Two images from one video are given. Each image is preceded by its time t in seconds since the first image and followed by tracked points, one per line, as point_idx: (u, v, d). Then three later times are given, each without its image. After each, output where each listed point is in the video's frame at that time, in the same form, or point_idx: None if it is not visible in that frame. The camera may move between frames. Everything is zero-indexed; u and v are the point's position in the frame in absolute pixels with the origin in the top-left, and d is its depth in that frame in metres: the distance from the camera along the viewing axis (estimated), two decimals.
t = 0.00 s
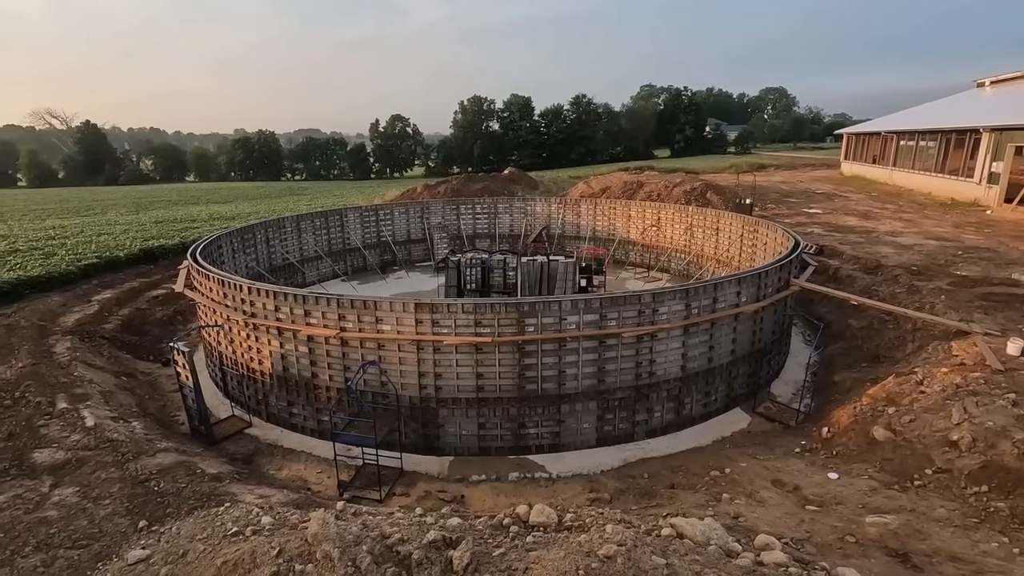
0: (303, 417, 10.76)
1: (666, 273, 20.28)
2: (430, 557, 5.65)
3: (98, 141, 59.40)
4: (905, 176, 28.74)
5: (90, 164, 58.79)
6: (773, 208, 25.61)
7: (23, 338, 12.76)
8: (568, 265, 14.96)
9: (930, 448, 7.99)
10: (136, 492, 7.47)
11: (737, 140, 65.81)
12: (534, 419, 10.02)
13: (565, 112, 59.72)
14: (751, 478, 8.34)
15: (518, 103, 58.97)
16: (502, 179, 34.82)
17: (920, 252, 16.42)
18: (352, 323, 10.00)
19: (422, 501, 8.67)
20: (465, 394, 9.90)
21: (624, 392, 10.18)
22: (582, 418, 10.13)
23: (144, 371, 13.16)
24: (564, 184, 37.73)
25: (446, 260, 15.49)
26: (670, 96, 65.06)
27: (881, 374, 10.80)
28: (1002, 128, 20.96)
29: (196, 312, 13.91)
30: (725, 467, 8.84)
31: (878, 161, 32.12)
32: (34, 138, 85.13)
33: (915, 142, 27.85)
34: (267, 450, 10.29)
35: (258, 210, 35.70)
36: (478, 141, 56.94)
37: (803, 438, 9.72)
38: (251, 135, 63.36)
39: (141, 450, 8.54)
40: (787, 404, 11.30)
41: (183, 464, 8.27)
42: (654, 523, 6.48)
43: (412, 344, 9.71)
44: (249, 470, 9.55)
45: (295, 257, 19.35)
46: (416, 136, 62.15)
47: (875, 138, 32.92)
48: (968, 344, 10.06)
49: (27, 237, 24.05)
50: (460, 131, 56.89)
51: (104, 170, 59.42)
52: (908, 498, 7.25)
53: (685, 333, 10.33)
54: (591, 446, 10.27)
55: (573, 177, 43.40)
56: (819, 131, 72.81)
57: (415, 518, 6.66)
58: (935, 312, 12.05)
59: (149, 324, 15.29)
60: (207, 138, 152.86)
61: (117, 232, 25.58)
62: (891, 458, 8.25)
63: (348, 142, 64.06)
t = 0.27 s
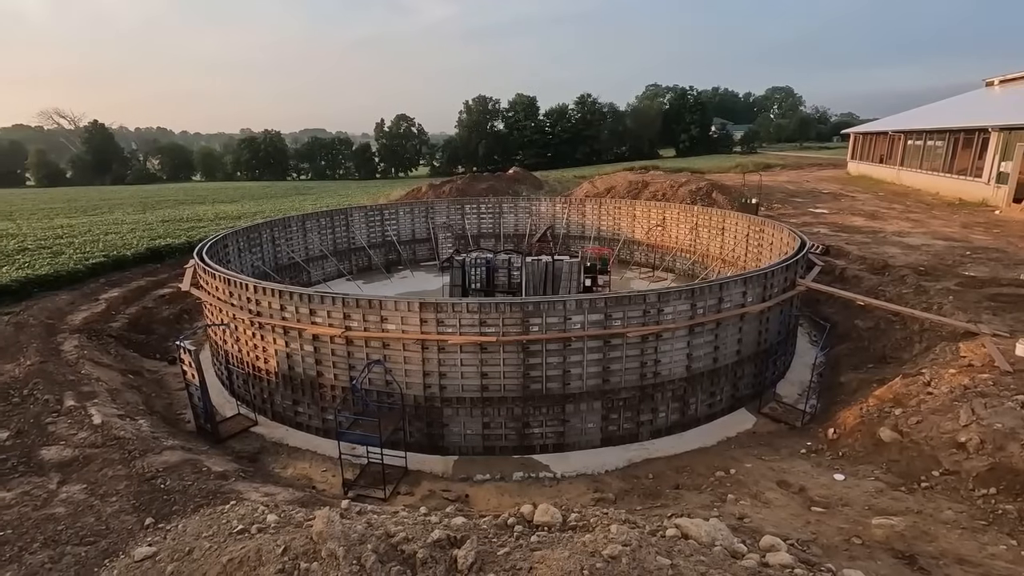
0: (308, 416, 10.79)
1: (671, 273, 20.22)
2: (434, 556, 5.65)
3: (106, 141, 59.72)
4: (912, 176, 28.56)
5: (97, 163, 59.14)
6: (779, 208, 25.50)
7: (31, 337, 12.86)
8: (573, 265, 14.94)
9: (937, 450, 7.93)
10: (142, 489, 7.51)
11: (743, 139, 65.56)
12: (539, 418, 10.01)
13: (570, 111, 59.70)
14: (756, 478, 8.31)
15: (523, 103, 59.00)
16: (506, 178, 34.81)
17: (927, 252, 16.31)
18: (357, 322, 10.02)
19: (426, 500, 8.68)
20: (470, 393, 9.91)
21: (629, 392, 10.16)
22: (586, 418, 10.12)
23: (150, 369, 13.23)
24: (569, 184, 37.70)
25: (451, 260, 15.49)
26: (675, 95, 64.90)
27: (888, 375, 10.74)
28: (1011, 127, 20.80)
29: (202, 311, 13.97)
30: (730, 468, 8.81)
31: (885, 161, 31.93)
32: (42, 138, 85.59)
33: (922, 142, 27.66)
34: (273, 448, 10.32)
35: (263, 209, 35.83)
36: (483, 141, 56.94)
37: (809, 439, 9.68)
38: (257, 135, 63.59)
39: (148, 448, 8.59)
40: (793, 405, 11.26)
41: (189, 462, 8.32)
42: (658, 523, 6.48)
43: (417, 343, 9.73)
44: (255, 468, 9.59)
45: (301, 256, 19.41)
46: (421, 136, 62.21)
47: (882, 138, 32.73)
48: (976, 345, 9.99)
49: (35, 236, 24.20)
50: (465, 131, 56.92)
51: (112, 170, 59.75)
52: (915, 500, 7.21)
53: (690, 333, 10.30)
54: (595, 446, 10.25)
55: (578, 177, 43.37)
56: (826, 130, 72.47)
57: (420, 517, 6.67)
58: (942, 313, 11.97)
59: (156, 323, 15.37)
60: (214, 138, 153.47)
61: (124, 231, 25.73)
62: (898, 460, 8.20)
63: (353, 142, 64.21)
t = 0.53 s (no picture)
0: (312, 414, 10.83)
1: (675, 271, 20.18)
2: (439, 554, 5.66)
3: (112, 139, 59.99)
4: (918, 174, 28.41)
5: (103, 162, 59.41)
6: (784, 206, 25.41)
7: (38, 334, 12.93)
8: (577, 263, 14.93)
9: (943, 449, 7.90)
10: (149, 486, 7.56)
11: (747, 137, 65.35)
12: (543, 417, 10.02)
13: (574, 110, 59.62)
14: (761, 477, 8.30)
15: (527, 101, 58.97)
16: (510, 177, 34.80)
17: (933, 251, 16.23)
18: (361, 320, 10.05)
19: (430, 498, 8.70)
20: (474, 391, 9.92)
21: (632, 391, 10.16)
22: (590, 417, 10.12)
23: (156, 367, 13.29)
24: (572, 182, 37.67)
25: (455, 258, 15.49)
26: (679, 93, 64.72)
27: (893, 374, 10.70)
28: (1018, 125, 20.67)
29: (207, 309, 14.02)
30: (734, 467, 8.80)
31: (891, 159, 31.78)
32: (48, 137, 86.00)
33: (928, 140, 27.52)
34: (277, 446, 10.36)
35: (268, 208, 35.91)
36: (487, 139, 56.91)
37: (814, 438, 9.65)
38: (261, 133, 63.75)
39: (154, 445, 8.64)
40: (797, 404, 11.23)
41: (195, 459, 8.36)
42: (662, 521, 6.48)
43: (421, 342, 9.74)
44: (260, 466, 9.63)
45: (305, 254, 19.45)
46: (425, 134, 62.23)
47: (887, 135, 32.56)
48: (982, 344, 9.94)
49: (42, 234, 24.32)
50: (469, 129, 56.91)
51: (117, 168, 60.01)
52: (920, 499, 7.19)
53: (695, 331, 10.28)
54: (599, 444, 10.25)
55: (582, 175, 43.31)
56: (831, 129, 72.17)
57: (424, 515, 6.69)
58: (948, 312, 11.92)
59: (161, 321, 15.43)
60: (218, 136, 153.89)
61: (129, 229, 25.83)
62: (903, 459, 8.17)
63: (357, 140, 64.30)
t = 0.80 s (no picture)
0: (315, 412, 10.85)
1: (678, 269, 20.15)
2: (443, 551, 5.68)
3: (115, 138, 60.10)
4: (922, 172, 28.32)
5: (106, 160, 59.53)
6: (787, 204, 25.36)
7: (42, 332, 12.98)
8: (579, 261, 14.92)
9: (946, 447, 7.89)
10: (153, 483, 7.59)
11: (750, 135, 65.20)
12: (545, 415, 10.02)
13: (576, 107, 59.54)
14: (764, 475, 8.29)
15: (529, 99, 58.92)
16: (512, 175, 34.79)
17: (937, 249, 16.19)
18: (364, 318, 10.06)
19: (433, 495, 8.72)
20: (476, 389, 9.93)
21: (635, 389, 10.16)
22: (593, 415, 10.12)
23: (159, 364, 13.32)
24: (574, 180, 37.63)
25: (457, 256, 15.49)
26: (682, 90, 64.58)
27: (897, 372, 10.68)
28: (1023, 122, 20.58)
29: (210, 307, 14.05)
30: (737, 465, 8.80)
31: (894, 156, 31.68)
32: (51, 136, 86.18)
33: (932, 137, 27.42)
34: (281, 444, 10.39)
35: (270, 206, 35.96)
36: (489, 137, 56.86)
37: (817, 437, 9.64)
38: (263, 131, 63.80)
39: (158, 443, 8.67)
40: (800, 402, 11.21)
41: (199, 457, 8.38)
42: (666, 519, 6.49)
43: (424, 339, 9.75)
44: (263, 463, 9.66)
45: (308, 252, 19.48)
46: (427, 132, 62.20)
47: (891, 133, 32.45)
48: (986, 342, 9.91)
49: (45, 232, 24.38)
50: (471, 127, 56.89)
51: (120, 166, 60.15)
52: (924, 497, 7.18)
53: (698, 329, 10.27)
54: (601, 442, 10.26)
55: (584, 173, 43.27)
56: (834, 126, 71.98)
57: (428, 512, 6.70)
58: (952, 310, 11.89)
59: (165, 319, 15.47)
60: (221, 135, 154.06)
61: (132, 227, 25.87)
62: (907, 457, 8.16)
63: (359, 138, 64.33)
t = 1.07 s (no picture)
0: (319, 410, 10.87)
1: (681, 268, 20.13)
2: (447, 550, 5.69)
3: (119, 136, 60.25)
4: (926, 170, 28.21)
5: (110, 159, 59.68)
6: (790, 203, 25.29)
7: (47, 330, 13.03)
8: (582, 260, 14.91)
9: (951, 447, 7.87)
10: (158, 481, 7.62)
11: (753, 133, 65.02)
12: (549, 413, 10.03)
13: (579, 106, 59.44)
14: (767, 474, 8.29)
15: (531, 97, 58.87)
16: (515, 173, 34.77)
17: (941, 247, 16.12)
18: (368, 317, 10.08)
19: (437, 493, 8.74)
20: (480, 387, 9.94)
21: (639, 388, 10.15)
22: (596, 413, 10.13)
23: (163, 363, 13.37)
24: (577, 179, 37.59)
25: (460, 254, 15.50)
26: (685, 89, 64.45)
27: (901, 371, 10.66)
28: None
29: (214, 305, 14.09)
30: (741, 464, 8.79)
31: (899, 154, 31.56)
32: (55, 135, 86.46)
33: (937, 135, 27.29)
34: (285, 442, 10.42)
35: (273, 205, 36.03)
36: (491, 135, 56.81)
37: (820, 436, 9.63)
38: (266, 130, 63.87)
39: (163, 441, 8.70)
40: (804, 401, 11.19)
41: (203, 455, 8.42)
42: (669, 518, 6.49)
43: (427, 338, 9.77)
44: (267, 461, 9.69)
45: (311, 251, 19.51)
46: (430, 131, 62.20)
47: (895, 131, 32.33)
48: (991, 341, 9.87)
49: (50, 231, 24.47)
50: (473, 125, 56.85)
51: (124, 165, 60.31)
52: (928, 497, 7.17)
53: (701, 328, 10.26)
54: (605, 441, 10.26)
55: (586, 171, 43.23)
56: (837, 124, 71.73)
57: (432, 510, 6.72)
58: (957, 309, 11.85)
59: (169, 317, 15.52)
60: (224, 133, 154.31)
61: (136, 226, 25.94)
62: (911, 457, 8.14)
63: (362, 137, 64.36)
